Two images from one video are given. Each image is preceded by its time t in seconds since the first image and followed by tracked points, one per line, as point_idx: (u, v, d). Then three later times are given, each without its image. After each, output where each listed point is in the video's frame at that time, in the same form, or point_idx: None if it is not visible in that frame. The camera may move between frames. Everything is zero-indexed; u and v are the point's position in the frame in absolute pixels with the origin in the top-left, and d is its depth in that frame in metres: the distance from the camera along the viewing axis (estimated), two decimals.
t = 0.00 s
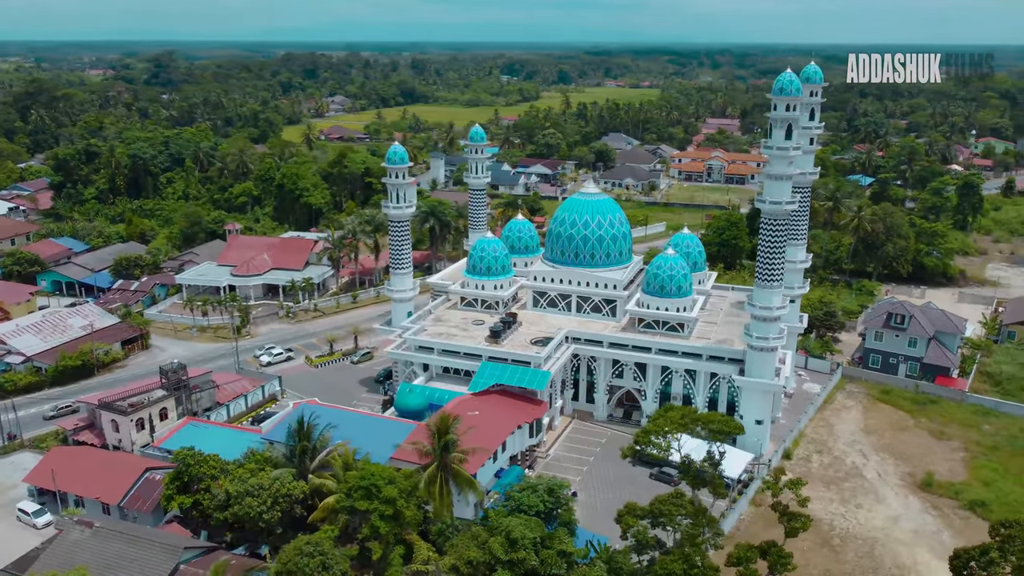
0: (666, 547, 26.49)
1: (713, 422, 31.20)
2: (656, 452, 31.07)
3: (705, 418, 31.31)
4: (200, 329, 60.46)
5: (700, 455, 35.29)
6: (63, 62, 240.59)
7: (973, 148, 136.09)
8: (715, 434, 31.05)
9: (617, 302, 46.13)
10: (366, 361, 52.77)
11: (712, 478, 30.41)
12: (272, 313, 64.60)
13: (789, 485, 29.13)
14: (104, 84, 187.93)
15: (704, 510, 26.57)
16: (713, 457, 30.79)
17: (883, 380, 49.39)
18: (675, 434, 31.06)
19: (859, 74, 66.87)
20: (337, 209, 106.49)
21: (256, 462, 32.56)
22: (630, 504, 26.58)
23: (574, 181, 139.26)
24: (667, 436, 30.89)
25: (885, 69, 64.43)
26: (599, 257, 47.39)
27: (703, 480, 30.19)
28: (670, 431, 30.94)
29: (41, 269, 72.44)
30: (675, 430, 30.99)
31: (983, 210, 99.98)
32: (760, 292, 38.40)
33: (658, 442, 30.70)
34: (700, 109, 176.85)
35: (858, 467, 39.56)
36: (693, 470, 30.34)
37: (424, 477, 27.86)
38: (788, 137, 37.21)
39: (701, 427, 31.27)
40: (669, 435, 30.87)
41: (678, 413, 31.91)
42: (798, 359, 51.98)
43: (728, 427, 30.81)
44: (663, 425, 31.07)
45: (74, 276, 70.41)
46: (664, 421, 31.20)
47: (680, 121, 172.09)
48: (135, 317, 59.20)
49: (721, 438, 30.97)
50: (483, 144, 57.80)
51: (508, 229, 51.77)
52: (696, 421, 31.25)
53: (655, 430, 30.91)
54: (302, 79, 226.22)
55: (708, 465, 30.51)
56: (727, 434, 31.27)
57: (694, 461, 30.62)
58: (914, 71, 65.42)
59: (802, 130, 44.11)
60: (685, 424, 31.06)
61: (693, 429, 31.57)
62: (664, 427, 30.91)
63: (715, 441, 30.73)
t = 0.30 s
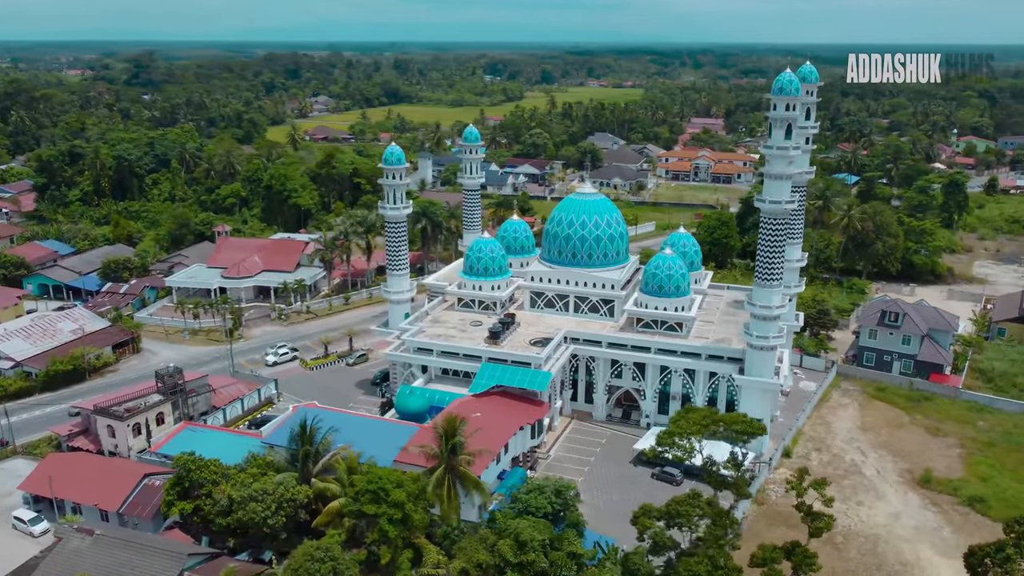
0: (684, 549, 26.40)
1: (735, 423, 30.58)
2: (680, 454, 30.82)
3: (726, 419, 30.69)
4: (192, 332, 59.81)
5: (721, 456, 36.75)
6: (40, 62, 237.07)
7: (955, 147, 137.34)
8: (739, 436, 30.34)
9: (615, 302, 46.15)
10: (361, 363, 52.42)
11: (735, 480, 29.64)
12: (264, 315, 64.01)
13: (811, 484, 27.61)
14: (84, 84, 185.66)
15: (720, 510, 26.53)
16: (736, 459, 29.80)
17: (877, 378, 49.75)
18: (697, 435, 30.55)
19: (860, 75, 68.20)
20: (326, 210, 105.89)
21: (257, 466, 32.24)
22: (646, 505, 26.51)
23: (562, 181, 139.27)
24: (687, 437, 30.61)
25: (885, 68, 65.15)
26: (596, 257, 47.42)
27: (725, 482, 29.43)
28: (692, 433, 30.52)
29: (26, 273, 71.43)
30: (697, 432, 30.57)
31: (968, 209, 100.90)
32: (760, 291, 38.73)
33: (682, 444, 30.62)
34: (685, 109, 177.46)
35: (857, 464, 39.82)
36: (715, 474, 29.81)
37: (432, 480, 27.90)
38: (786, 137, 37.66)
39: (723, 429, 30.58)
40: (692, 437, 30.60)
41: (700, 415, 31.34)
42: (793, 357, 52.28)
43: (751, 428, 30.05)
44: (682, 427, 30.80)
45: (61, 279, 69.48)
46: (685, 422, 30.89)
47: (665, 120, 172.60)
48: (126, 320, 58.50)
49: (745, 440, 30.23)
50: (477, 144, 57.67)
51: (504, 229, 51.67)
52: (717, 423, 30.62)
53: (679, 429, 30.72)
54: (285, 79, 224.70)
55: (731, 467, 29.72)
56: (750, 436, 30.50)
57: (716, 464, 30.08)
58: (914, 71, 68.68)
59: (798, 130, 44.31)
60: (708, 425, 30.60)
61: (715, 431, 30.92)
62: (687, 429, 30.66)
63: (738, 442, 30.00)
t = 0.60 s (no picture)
0: (699, 551, 26.48)
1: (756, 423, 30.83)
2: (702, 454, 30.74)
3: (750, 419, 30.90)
4: (183, 335, 59.14)
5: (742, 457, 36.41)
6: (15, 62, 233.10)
7: (935, 146, 138.61)
8: (760, 436, 30.61)
9: (611, 302, 46.17)
10: (356, 365, 52.08)
11: (756, 480, 29.74)
12: (255, 317, 63.40)
13: (834, 483, 27.86)
14: (63, 84, 183.12)
15: (736, 511, 26.58)
16: (758, 458, 30.07)
17: (871, 375, 50.17)
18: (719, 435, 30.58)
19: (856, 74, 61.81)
20: (313, 211, 105.15)
21: (258, 470, 31.88)
22: (660, 507, 26.52)
23: (549, 181, 139.23)
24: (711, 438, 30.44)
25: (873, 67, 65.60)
26: (593, 257, 47.42)
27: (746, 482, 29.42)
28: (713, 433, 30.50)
29: (11, 277, 70.29)
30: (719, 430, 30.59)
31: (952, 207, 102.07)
32: (758, 290, 38.99)
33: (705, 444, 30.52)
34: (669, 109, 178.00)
35: (855, 462, 40.09)
36: (735, 475, 29.86)
37: (439, 483, 27.87)
38: (785, 136, 38.05)
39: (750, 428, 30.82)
40: (714, 437, 30.51)
41: (720, 415, 31.57)
42: (787, 356, 52.55)
43: (773, 428, 30.32)
44: (705, 428, 30.69)
45: (47, 282, 68.43)
46: (707, 424, 30.85)
47: (649, 120, 173.06)
48: (116, 324, 57.71)
49: (767, 439, 30.47)
50: (470, 145, 57.47)
51: (499, 230, 51.55)
52: (738, 423, 30.88)
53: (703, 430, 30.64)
54: (266, 79, 222.87)
55: (752, 467, 29.88)
56: (773, 436, 30.70)
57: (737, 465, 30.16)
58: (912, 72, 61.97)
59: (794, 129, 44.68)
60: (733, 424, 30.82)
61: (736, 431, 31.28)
62: (710, 431, 30.57)
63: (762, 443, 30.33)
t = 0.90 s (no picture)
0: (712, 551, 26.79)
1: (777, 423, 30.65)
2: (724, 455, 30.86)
3: (770, 420, 30.65)
4: (172, 339, 58.47)
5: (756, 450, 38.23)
6: None
7: (916, 145, 139.83)
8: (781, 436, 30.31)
9: (608, 302, 46.14)
10: (350, 367, 51.75)
11: (777, 479, 30.04)
12: (246, 320, 62.81)
13: (856, 483, 28.48)
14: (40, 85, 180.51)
15: (750, 511, 26.83)
16: (778, 458, 30.16)
17: (864, 372, 50.58)
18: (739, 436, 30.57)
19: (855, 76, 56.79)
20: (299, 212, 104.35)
21: (257, 475, 31.50)
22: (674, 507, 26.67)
23: (535, 181, 139.21)
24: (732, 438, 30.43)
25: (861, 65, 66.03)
26: (589, 257, 47.36)
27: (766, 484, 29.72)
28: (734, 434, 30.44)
29: None
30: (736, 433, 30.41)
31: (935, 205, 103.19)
32: (756, 289, 39.21)
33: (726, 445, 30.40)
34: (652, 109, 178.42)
35: (851, 459, 40.39)
36: (755, 475, 29.99)
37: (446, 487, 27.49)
38: (782, 135, 38.52)
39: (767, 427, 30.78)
40: (733, 438, 30.42)
41: (740, 415, 31.55)
42: (781, 354, 52.83)
43: (792, 428, 30.07)
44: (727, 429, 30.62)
45: (32, 286, 67.42)
46: (726, 424, 30.78)
47: (633, 120, 173.40)
48: (104, 328, 56.95)
49: (787, 440, 30.23)
50: (462, 145, 57.24)
51: (493, 230, 51.39)
52: (758, 423, 30.86)
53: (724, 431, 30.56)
54: (246, 79, 220.83)
55: (772, 467, 30.00)
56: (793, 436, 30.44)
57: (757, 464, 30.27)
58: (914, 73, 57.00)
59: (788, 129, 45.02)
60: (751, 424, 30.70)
61: (755, 430, 31.24)
62: (730, 433, 30.43)
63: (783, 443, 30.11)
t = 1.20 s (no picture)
0: (725, 551, 26.82)
1: (797, 422, 30.83)
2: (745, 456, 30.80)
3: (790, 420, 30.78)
4: (162, 342, 57.76)
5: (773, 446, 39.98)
6: None
7: (897, 143, 141.11)
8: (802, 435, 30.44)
9: (604, 302, 46.17)
10: (343, 369, 51.39)
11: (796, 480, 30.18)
12: (236, 323, 62.20)
13: (879, 482, 28.32)
14: (16, 86, 177.70)
15: (763, 511, 26.92)
16: (798, 458, 30.36)
17: (857, 370, 51.02)
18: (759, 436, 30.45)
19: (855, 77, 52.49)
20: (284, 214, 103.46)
21: (259, 480, 31.18)
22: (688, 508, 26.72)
23: (521, 181, 139.10)
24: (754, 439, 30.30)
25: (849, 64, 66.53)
26: (584, 257, 47.35)
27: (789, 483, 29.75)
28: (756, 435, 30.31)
29: None
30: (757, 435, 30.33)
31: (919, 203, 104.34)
32: (754, 288, 39.39)
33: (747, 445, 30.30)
34: (635, 109, 178.84)
35: (848, 456, 40.66)
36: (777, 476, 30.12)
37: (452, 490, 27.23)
38: (779, 135, 38.70)
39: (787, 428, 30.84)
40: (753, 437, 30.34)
41: (759, 415, 31.48)
42: (774, 353, 53.15)
43: (812, 428, 30.24)
44: (748, 430, 30.50)
45: (16, 290, 66.35)
46: (747, 425, 30.72)
47: (617, 119, 173.68)
48: (93, 332, 56.13)
49: (808, 439, 30.42)
50: (455, 145, 56.96)
51: (488, 231, 51.25)
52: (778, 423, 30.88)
53: (744, 432, 30.44)
54: (226, 79, 218.55)
55: (792, 467, 30.15)
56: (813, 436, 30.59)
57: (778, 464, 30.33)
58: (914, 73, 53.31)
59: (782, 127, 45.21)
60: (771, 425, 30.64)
61: (775, 430, 31.27)
62: (751, 432, 30.41)
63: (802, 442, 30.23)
